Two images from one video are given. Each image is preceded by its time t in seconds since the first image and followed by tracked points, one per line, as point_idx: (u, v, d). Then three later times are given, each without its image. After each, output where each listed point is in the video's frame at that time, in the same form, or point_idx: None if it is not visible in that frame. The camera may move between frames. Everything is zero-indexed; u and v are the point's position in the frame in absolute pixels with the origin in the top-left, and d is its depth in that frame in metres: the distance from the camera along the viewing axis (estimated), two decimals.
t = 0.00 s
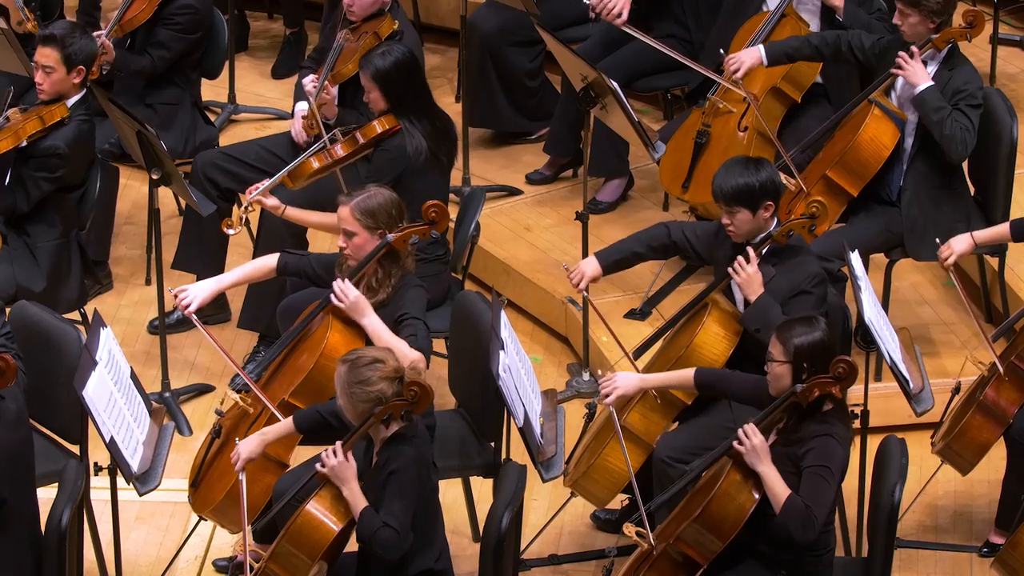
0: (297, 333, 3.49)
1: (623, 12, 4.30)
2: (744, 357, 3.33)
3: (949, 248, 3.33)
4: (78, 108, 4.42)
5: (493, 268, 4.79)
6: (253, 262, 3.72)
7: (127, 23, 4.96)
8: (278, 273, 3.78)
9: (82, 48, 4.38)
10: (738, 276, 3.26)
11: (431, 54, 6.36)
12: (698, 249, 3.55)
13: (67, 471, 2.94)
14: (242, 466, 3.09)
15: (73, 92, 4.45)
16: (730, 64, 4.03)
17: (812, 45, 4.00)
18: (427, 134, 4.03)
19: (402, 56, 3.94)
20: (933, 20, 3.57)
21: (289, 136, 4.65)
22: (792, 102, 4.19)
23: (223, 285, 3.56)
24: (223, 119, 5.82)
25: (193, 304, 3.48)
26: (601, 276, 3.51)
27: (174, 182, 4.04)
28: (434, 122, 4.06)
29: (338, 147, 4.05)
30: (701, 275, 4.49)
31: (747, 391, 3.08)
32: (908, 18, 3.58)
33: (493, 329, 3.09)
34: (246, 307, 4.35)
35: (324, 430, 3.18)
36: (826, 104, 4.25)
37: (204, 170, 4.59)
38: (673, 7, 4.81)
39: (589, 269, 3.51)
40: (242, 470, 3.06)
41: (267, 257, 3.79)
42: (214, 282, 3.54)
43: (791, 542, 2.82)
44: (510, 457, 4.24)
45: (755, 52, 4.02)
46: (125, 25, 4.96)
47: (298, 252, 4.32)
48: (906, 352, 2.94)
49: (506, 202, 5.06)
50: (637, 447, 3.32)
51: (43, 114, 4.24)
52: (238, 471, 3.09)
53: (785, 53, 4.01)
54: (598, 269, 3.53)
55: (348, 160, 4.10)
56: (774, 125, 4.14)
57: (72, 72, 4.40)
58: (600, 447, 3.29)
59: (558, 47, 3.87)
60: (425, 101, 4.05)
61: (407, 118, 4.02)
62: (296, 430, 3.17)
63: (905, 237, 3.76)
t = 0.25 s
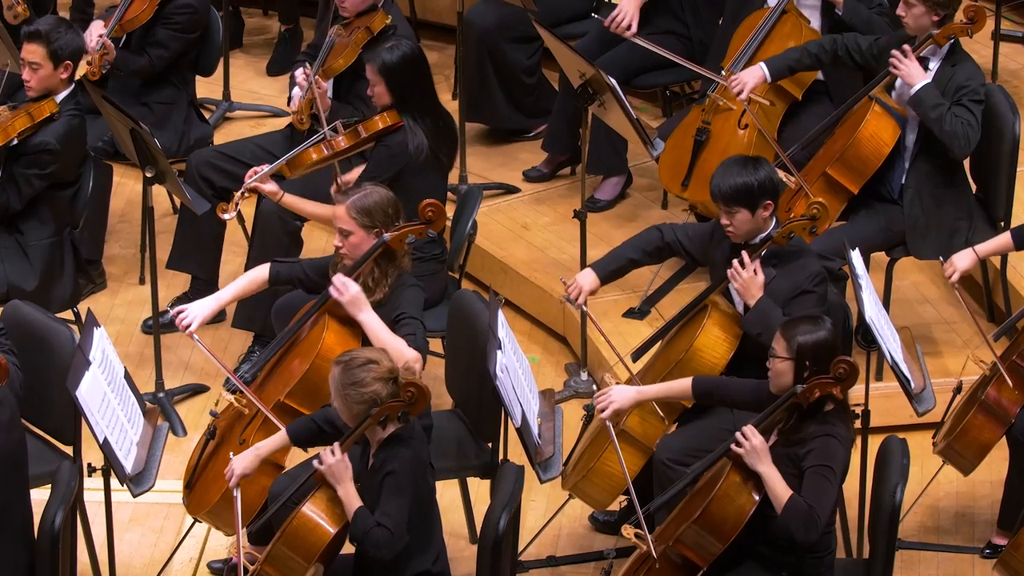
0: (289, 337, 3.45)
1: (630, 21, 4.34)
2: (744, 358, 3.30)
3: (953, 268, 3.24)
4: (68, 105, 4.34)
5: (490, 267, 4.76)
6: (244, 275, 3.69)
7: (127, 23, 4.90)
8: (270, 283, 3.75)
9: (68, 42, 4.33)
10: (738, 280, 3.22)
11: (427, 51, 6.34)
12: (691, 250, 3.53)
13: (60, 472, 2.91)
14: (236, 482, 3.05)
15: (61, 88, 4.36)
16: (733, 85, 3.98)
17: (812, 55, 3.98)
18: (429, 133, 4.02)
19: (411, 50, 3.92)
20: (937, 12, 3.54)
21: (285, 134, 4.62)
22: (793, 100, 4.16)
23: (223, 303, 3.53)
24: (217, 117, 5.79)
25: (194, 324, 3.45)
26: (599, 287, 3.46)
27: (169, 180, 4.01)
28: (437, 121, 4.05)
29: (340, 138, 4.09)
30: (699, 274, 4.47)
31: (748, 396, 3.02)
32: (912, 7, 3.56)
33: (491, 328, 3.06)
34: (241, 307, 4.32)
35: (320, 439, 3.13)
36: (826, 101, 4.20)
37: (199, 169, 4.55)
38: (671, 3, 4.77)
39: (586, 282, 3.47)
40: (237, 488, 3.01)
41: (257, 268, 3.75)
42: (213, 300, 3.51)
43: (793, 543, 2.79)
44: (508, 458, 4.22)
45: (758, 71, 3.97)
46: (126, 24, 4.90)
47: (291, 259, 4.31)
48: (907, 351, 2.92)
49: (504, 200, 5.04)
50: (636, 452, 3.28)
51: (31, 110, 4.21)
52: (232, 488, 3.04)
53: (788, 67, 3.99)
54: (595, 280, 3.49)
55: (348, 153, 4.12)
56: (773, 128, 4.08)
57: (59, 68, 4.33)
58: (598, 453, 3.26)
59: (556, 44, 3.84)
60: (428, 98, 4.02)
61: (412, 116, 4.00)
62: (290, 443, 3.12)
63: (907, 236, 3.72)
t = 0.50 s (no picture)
0: (278, 336, 3.40)
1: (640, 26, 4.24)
2: (743, 353, 3.26)
3: (960, 278, 3.20)
4: (54, 95, 4.29)
5: (485, 261, 4.71)
6: (237, 284, 3.62)
7: (121, 17, 4.83)
8: (263, 289, 3.68)
9: (51, 32, 4.26)
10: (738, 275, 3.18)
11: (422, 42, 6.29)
12: (688, 246, 3.49)
13: (50, 469, 2.87)
14: (229, 491, 2.95)
15: (47, 79, 4.31)
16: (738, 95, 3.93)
17: (815, 57, 3.95)
18: (431, 126, 3.98)
19: (415, 40, 3.87)
20: (941, 1, 3.49)
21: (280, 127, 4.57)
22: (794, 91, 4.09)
23: (223, 313, 3.48)
24: (209, 110, 5.74)
25: (196, 336, 3.40)
26: (604, 294, 3.40)
27: (160, 174, 3.96)
28: (440, 116, 4.01)
29: (340, 125, 4.03)
30: (697, 269, 4.43)
31: (745, 395, 2.99)
32: None
33: (487, 323, 3.02)
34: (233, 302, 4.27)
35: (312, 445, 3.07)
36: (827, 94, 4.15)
37: (190, 161, 4.51)
38: None
39: (592, 288, 3.40)
40: (230, 496, 2.91)
41: (248, 276, 3.67)
42: (212, 311, 3.46)
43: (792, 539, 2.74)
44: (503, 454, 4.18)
45: (764, 79, 3.93)
46: (119, 19, 4.82)
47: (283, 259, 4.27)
48: (910, 347, 2.88)
49: (499, 193, 4.99)
50: (632, 451, 3.24)
51: (17, 103, 4.16)
52: (225, 497, 2.94)
53: (793, 70, 3.94)
54: (601, 286, 3.41)
55: (346, 141, 4.05)
56: (772, 121, 4.02)
57: (43, 58, 4.26)
58: (595, 452, 3.22)
59: (553, 35, 3.79)
60: (432, 90, 3.98)
61: (413, 107, 3.96)
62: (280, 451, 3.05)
63: (909, 229, 3.67)
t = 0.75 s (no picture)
0: (265, 330, 3.34)
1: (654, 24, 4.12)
2: (739, 346, 3.22)
3: (965, 282, 3.15)
4: (36, 83, 4.23)
5: (477, 252, 4.66)
6: (226, 290, 3.55)
7: (104, 7, 4.78)
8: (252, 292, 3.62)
9: (29, 19, 4.19)
10: (734, 269, 3.13)
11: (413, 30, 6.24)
12: (682, 241, 3.46)
13: (35, 464, 2.82)
14: (218, 501, 2.89)
15: (27, 66, 4.25)
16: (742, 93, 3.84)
17: (814, 51, 3.91)
18: (424, 115, 3.92)
19: (411, 27, 3.80)
20: None
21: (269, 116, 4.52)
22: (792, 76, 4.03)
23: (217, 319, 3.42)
24: (197, 98, 5.68)
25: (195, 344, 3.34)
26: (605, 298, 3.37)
27: (146, 164, 3.89)
28: (433, 104, 3.95)
29: (332, 111, 3.95)
30: (692, 260, 4.39)
31: (739, 394, 2.94)
32: None
33: (479, 315, 2.97)
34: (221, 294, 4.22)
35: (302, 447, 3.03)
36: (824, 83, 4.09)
37: (178, 150, 4.46)
38: None
39: (593, 291, 3.36)
40: (218, 506, 2.85)
41: (235, 280, 3.61)
42: (206, 319, 3.39)
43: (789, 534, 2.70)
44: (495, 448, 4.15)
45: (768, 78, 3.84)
46: (103, 9, 4.78)
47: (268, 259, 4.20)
48: (908, 338, 2.83)
49: (492, 183, 4.94)
50: (625, 447, 3.22)
51: None
52: (214, 507, 2.87)
53: (794, 66, 3.90)
54: (601, 289, 3.38)
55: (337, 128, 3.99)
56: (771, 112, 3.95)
57: (22, 46, 4.19)
58: (589, 448, 3.18)
59: (545, 22, 3.74)
60: (425, 77, 3.91)
61: (407, 94, 3.89)
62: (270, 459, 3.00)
63: (907, 219, 3.63)
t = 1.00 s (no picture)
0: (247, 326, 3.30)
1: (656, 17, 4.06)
2: (725, 339, 3.18)
3: (959, 283, 3.11)
4: (9, 71, 4.19)
5: (461, 244, 4.62)
6: (210, 293, 3.53)
7: None
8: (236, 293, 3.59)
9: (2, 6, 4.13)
10: (720, 264, 3.09)
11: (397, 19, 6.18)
12: (666, 238, 3.42)
13: (14, 460, 2.76)
14: (197, 511, 2.82)
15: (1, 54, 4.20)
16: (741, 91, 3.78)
17: (809, 49, 3.87)
18: (408, 105, 3.87)
19: (393, 17, 3.77)
20: None
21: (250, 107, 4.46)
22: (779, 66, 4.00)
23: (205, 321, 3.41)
24: (178, 89, 5.62)
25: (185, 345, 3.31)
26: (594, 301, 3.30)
27: (127, 156, 3.83)
28: (417, 92, 3.90)
29: (314, 105, 3.93)
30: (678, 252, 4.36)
31: (724, 392, 2.90)
32: None
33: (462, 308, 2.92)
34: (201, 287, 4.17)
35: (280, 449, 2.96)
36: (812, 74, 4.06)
37: (159, 143, 4.41)
38: None
39: (583, 295, 3.30)
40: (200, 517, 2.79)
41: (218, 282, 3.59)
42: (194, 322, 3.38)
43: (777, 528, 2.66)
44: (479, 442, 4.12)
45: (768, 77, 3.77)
46: None
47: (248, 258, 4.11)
48: (897, 330, 2.80)
49: (476, 174, 4.90)
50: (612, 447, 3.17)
51: None
52: (193, 517, 2.81)
53: (791, 62, 3.84)
54: (591, 292, 3.32)
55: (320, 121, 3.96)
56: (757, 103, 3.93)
57: None
58: (572, 447, 3.16)
59: (529, 11, 3.69)
60: (408, 67, 3.86)
61: (389, 84, 3.85)
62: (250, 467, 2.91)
63: (897, 210, 3.59)
